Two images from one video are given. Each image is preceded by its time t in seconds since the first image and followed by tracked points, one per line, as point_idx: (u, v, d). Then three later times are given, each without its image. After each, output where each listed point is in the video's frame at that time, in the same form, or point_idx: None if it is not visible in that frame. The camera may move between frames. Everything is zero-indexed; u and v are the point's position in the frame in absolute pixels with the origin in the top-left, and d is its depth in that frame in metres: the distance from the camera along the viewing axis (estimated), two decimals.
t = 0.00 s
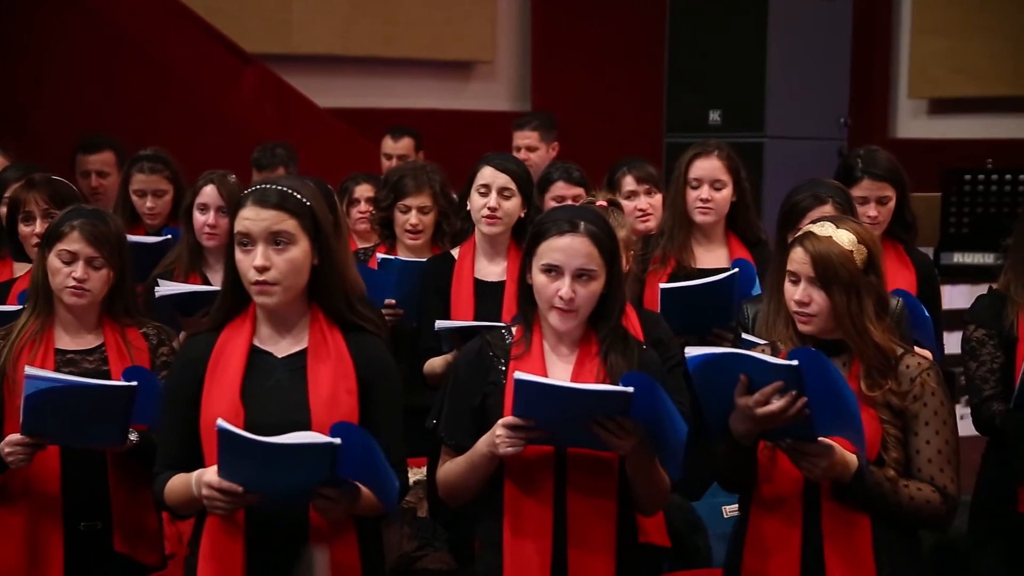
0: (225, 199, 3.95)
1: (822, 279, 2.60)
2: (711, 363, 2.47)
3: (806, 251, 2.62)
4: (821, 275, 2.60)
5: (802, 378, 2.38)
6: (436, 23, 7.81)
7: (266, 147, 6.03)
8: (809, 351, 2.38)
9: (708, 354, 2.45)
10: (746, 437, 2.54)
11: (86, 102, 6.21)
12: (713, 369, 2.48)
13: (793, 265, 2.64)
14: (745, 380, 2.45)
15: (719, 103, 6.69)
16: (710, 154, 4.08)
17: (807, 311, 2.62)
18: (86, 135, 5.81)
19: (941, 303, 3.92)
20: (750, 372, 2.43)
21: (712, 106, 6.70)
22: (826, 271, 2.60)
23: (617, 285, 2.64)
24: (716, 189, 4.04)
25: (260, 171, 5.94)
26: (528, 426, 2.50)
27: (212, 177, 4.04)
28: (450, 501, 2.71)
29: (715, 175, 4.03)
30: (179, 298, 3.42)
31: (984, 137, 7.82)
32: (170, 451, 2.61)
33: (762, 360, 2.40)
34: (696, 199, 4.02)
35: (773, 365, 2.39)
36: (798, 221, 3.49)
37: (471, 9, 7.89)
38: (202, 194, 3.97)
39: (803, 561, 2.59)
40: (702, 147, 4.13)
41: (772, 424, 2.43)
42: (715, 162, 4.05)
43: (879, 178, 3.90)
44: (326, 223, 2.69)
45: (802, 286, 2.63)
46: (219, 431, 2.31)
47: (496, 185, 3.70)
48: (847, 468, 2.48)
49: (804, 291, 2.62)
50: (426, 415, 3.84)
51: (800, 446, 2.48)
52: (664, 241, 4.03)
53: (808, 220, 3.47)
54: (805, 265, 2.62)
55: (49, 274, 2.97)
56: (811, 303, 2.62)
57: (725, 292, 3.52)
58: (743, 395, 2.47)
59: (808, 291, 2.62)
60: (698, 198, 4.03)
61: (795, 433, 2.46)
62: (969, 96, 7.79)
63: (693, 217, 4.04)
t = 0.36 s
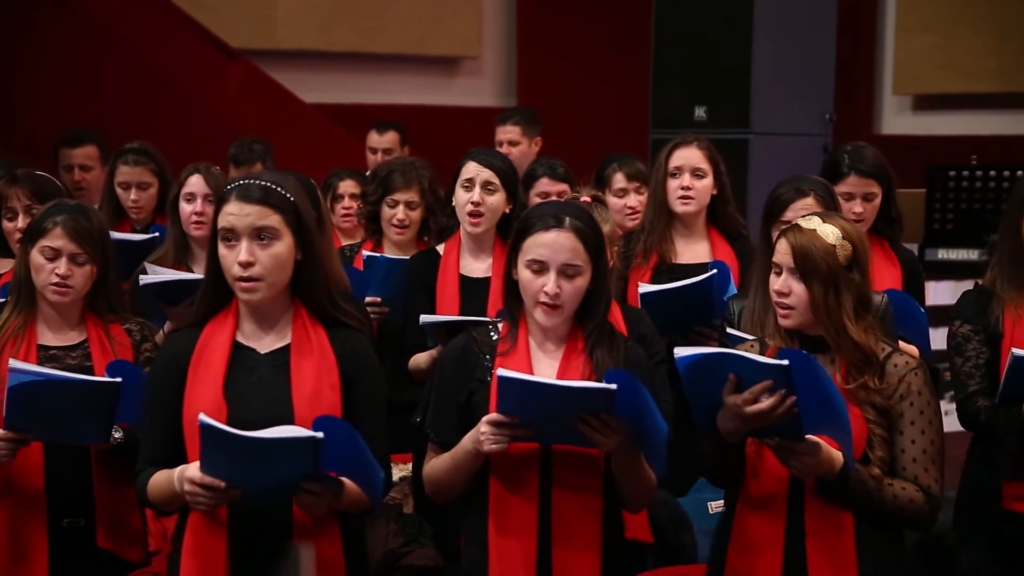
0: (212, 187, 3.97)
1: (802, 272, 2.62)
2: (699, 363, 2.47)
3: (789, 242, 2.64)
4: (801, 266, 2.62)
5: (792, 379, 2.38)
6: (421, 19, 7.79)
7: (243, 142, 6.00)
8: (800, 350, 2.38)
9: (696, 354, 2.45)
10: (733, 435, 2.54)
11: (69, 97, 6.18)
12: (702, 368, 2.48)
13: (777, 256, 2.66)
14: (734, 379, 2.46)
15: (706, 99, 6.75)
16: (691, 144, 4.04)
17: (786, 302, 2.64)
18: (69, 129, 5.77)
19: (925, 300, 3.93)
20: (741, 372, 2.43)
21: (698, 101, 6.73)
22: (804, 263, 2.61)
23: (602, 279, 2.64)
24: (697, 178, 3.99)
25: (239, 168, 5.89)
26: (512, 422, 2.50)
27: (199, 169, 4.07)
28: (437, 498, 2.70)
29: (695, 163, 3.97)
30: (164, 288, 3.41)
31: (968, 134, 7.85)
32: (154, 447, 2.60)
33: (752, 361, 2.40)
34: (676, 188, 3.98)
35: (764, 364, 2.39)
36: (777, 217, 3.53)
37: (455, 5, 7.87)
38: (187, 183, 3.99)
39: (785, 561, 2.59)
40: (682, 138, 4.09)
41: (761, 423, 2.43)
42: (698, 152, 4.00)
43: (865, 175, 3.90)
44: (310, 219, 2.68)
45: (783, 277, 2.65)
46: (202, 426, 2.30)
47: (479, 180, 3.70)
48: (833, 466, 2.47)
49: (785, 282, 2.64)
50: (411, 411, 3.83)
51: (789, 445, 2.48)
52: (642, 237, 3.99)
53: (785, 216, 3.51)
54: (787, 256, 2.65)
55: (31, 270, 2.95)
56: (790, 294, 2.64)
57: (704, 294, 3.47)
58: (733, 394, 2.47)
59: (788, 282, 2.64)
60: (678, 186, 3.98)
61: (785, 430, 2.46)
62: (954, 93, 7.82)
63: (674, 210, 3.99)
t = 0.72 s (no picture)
0: (202, 185, 4.00)
1: (803, 271, 2.62)
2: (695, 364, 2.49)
3: (790, 239, 2.64)
4: (802, 265, 2.62)
5: (787, 379, 2.38)
6: (411, 15, 7.78)
7: (228, 139, 6.02)
8: (794, 351, 2.38)
9: (691, 354, 2.47)
10: (728, 434, 2.54)
11: (56, 94, 6.18)
12: (697, 368, 2.49)
13: (777, 254, 2.66)
14: (728, 379, 2.47)
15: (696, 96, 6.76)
16: (675, 138, 4.04)
17: (785, 300, 2.65)
18: (57, 126, 5.76)
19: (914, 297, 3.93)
20: (735, 372, 2.44)
21: (688, 98, 6.77)
22: (807, 262, 2.61)
23: (590, 275, 2.64)
24: (681, 170, 3.97)
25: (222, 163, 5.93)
26: (501, 419, 2.50)
27: (189, 166, 4.09)
28: (426, 495, 2.70)
29: (679, 155, 3.96)
30: (153, 284, 3.40)
31: (959, 130, 7.83)
32: (144, 445, 2.60)
33: (748, 361, 2.41)
34: (662, 181, 3.96)
35: (760, 365, 2.39)
36: (767, 209, 3.53)
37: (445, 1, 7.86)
38: (178, 181, 4.02)
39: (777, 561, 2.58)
40: (666, 133, 4.08)
41: (756, 423, 2.44)
42: (682, 144, 4.00)
43: (854, 170, 3.91)
44: (299, 215, 2.68)
45: (782, 274, 2.65)
46: (193, 421, 2.30)
47: (471, 177, 3.70)
48: (826, 463, 2.49)
49: (784, 280, 2.65)
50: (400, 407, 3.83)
51: (784, 444, 2.48)
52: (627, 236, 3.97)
53: (776, 210, 3.51)
54: (788, 254, 2.64)
55: (19, 266, 2.95)
56: (789, 292, 2.64)
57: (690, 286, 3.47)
58: (727, 393, 2.48)
59: (787, 279, 2.64)
60: (663, 178, 3.97)
61: (779, 430, 2.46)
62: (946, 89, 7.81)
63: (660, 202, 3.98)
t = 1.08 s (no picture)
0: (190, 184, 4.00)
1: (795, 270, 2.61)
2: (688, 360, 2.48)
3: (780, 239, 2.62)
4: (794, 264, 2.61)
5: (779, 376, 2.37)
6: (398, 12, 7.79)
7: (209, 136, 6.20)
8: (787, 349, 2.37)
9: (684, 351, 2.46)
10: (721, 430, 2.54)
11: (47, 92, 6.21)
12: (690, 365, 2.49)
13: (767, 253, 2.64)
14: (721, 376, 2.46)
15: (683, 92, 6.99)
16: (665, 135, 4.04)
17: (777, 300, 2.64)
18: (47, 123, 5.77)
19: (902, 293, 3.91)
20: (727, 369, 2.43)
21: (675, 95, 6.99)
22: (798, 261, 2.60)
23: (576, 272, 2.64)
24: (672, 167, 3.97)
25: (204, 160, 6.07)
26: (488, 415, 2.50)
27: (177, 164, 4.08)
28: (412, 493, 2.70)
29: (669, 152, 3.96)
30: (139, 279, 3.40)
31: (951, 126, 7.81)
32: (131, 442, 2.60)
33: (738, 357, 2.40)
34: (652, 178, 3.97)
35: (750, 363, 2.38)
36: (757, 206, 3.53)
37: None
38: (165, 179, 4.02)
39: (772, 559, 2.58)
40: (657, 129, 4.08)
41: (748, 420, 2.42)
42: (671, 142, 3.99)
43: (841, 165, 3.92)
44: (288, 212, 2.68)
45: (774, 274, 2.64)
46: (183, 418, 2.30)
47: (461, 174, 3.69)
48: (819, 460, 2.47)
49: (775, 279, 2.63)
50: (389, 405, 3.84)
51: (775, 440, 2.47)
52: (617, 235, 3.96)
53: (766, 206, 3.51)
54: (778, 253, 2.63)
55: (4, 264, 2.95)
56: (781, 292, 2.63)
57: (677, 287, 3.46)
58: (721, 390, 2.46)
59: (779, 279, 2.63)
60: (653, 175, 3.97)
61: (770, 427, 2.45)
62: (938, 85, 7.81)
63: (650, 199, 3.98)
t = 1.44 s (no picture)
0: (167, 181, 4.00)
1: (776, 271, 2.58)
2: (670, 360, 2.44)
3: (761, 240, 2.60)
4: (775, 265, 2.58)
5: (761, 376, 2.35)
6: (376, 10, 7.78)
7: (187, 133, 6.19)
8: (769, 348, 2.35)
9: (666, 351, 2.42)
10: (704, 430, 2.52)
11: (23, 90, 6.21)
12: (672, 366, 2.46)
13: (747, 254, 2.62)
14: (703, 376, 2.43)
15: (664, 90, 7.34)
16: (647, 133, 4.04)
17: (758, 300, 2.61)
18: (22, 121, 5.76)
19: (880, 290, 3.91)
20: (710, 369, 2.41)
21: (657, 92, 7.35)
22: (779, 262, 2.57)
23: (550, 271, 2.65)
24: (652, 166, 3.97)
25: (182, 158, 6.06)
26: (462, 414, 2.50)
27: (154, 162, 4.09)
28: (387, 490, 2.69)
29: (652, 150, 3.95)
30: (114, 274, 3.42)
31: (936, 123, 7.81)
32: (108, 441, 2.58)
33: (720, 357, 2.38)
34: (633, 175, 3.96)
35: (732, 362, 2.36)
36: (740, 204, 3.54)
37: None
38: (142, 177, 4.00)
39: (754, 557, 2.56)
40: (639, 127, 4.09)
41: (732, 420, 2.41)
42: (653, 140, 3.99)
43: (817, 162, 3.92)
44: (267, 210, 2.68)
45: (754, 275, 2.61)
46: (161, 417, 2.28)
47: (439, 173, 3.69)
48: (800, 458, 2.46)
49: (756, 280, 2.60)
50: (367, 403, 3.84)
51: (757, 439, 2.45)
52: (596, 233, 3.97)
53: (750, 204, 3.51)
54: (758, 254, 2.60)
55: None
56: (762, 292, 2.60)
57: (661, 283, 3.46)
58: (703, 390, 2.44)
59: (760, 280, 2.60)
60: (634, 173, 3.96)
61: (752, 426, 2.44)
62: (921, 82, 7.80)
63: (631, 197, 3.98)
